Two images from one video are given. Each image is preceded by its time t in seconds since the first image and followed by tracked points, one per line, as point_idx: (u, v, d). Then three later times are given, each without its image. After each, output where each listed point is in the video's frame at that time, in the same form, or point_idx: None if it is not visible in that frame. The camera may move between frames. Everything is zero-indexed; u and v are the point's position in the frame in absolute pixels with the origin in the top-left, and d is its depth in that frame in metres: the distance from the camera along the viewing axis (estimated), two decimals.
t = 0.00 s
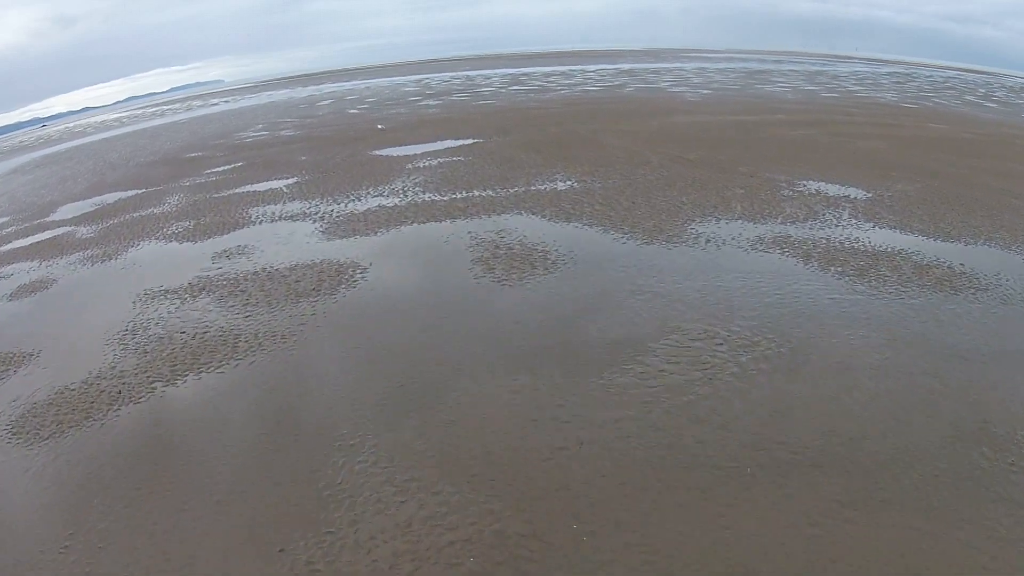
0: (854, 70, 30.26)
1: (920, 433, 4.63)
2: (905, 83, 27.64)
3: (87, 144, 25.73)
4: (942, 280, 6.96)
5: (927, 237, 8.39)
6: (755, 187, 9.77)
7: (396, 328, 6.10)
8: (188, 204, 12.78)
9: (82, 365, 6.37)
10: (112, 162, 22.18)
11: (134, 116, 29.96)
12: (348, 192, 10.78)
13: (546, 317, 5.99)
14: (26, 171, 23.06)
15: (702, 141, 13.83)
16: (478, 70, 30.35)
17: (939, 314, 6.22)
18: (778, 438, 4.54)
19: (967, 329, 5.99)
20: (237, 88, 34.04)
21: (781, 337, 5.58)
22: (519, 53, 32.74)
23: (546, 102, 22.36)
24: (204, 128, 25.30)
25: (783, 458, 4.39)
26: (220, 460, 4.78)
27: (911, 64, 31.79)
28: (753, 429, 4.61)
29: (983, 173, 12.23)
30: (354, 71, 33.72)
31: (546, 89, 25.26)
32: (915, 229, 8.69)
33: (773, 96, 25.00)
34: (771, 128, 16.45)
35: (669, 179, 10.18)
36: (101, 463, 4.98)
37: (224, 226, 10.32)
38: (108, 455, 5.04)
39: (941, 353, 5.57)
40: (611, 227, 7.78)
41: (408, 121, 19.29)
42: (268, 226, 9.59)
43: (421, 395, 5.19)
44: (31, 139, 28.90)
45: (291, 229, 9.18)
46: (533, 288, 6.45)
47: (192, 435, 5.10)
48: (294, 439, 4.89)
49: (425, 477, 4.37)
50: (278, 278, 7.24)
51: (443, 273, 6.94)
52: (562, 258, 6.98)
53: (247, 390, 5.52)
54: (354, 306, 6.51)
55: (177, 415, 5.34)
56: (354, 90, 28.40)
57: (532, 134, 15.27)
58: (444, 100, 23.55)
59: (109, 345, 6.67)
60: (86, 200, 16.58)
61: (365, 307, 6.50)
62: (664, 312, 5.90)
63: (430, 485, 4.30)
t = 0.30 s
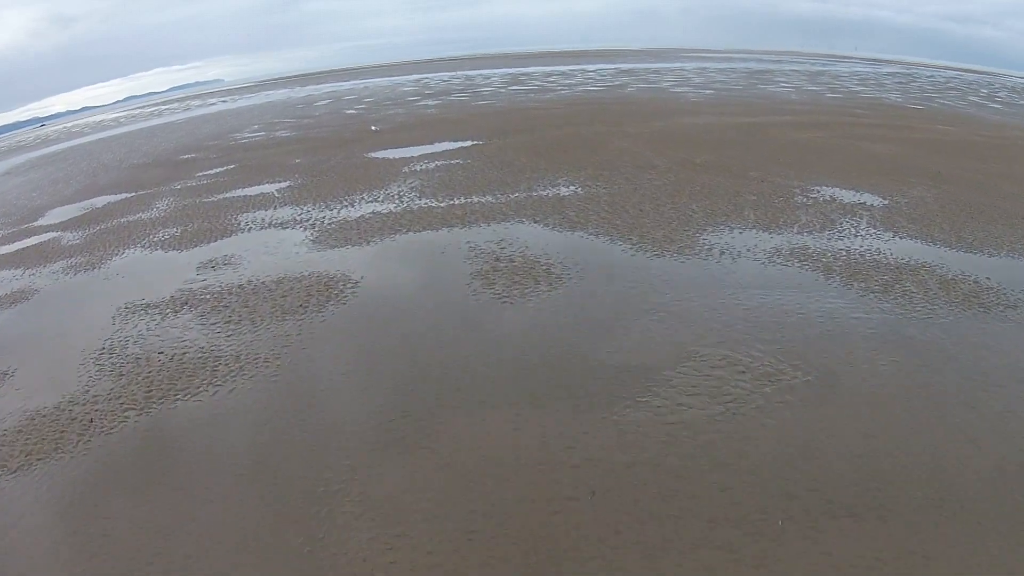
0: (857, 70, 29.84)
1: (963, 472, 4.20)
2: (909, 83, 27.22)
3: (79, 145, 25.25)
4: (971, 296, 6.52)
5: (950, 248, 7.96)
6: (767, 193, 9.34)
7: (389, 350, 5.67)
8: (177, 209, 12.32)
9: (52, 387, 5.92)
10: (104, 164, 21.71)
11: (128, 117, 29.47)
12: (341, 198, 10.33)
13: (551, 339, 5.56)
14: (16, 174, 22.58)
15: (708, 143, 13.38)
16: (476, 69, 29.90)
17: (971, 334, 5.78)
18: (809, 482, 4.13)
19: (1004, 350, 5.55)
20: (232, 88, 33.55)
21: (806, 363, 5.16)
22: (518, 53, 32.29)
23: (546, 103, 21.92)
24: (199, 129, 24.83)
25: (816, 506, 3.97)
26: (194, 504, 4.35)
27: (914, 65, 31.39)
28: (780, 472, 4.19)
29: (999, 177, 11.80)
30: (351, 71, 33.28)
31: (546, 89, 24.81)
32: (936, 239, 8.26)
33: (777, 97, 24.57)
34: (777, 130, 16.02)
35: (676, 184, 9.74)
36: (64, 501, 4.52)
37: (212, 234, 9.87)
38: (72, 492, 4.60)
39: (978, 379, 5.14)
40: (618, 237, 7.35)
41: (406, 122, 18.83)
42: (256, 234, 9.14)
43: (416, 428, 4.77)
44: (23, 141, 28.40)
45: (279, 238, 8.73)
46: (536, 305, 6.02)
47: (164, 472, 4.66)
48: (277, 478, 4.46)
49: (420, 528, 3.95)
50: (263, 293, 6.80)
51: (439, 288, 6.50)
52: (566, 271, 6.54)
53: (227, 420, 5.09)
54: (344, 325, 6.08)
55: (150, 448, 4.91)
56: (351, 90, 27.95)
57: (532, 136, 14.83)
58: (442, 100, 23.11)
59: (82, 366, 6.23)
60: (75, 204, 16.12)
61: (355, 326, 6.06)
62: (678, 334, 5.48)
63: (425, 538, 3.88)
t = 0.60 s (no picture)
0: (860, 70, 29.40)
1: None
2: (914, 84, 26.78)
3: (70, 146, 24.71)
4: (1004, 316, 6.06)
5: (976, 261, 7.50)
6: (780, 202, 8.88)
7: (379, 380, 5.20)
8: (164, 215, 11.84)
9: (14, 417, 5.47)
10: (94, 167, 21.19)
11: (121, 118, 28.94)
12: (332, 206, 9.83)
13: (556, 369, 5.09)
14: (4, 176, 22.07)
15: (715, 147, 12.90)
16: (474, 70, 29.43)
17: (1009, 360, 5.33)
18: (851, 545, 3.65)
19: None
20: (227, 88, 33.04)
21: (837, 401, 4.69)
22: (517, 53, 31.81)
23: (546, 104, 21.42)
24: (192, 131, 24.32)
25: (858, 572, 3.52)
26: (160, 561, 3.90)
27: (917, 67, 30.99)
28: (817, 533, 3.72)
29: (1017, 183, 11.35)
30: (347, 72, 32.78)
31: (545, 90, 24.32)
32: (960, 251, 7.81)
33: (781, 98, 24.11)
34: (784, 133, 15.53)
35: (685, 192, 9.25)
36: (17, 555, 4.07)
37: (197, 243, 9.38)
38: (26, 545, 4.13)
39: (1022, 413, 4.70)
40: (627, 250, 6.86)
41: (402, 124, 18.35)
42: (241, 244, 8.68)
43: (407, 474, 4.30)
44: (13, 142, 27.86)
45: (265, 249, 8.27)
46: (538, 329, 5.55)
47: (129, 523, 4.20)
48: (252, 535, 3.99)
49: None
50: (245, 313, 6.34)
51: (434, 307, 6.02)
52: (571, 290, 6.05)
53: (201, 459, 4.64)
54: (329, 350, 5.61)
55: (114, 493, 4.45)
56: (347, 91, 27.45)
57: (532, 139, 14.34)
58: (439, 101, 22.62)
59: (49, 393, 5.77)
60: (62, 208, 15.63)
61: (342, 352, 5.59)
62: (695, 366, 5.00)
63: None
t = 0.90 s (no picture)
0: (862, 70, 28.97)
1: None
2: (918, 84, 26.34)
3: (61, 150, 24.21)
4: None
5: (1006, 275, 7.03)
6: (794, 211, 8.41)
7: (365, 411, 4.72)
8: (150, 223, 11.37)
9: None
10: (83, 170, 20.69)
11: (113, 120, 28.44)
12: (322, 214, 9.34)
13: (562, 400, 4.59)
14: None
15: (721, 150, 12.43)
16: (471, 70, 28.96)
17: None
18: None
19: None
20: (222, 90, 32.54)
21: (875, 443, 4.23)
22: (515, 53, 31.34)
23: (545, 105, 20.95)
24: (184, 133, 23.82)
25: None
26: None
27: (921, 67, 30.56)
28: None
29: None
30: (343, 73, 32.32)
31: (544, 91, 23.84)
32: (988, 264, 7.33)
33: (785, 99, 23.66)
34: (790, 135, 15.06)
35: (694, 200, 8.78)
36: None
37: (180, 255, 8.91)
38: None
39: None
40: (636, 266, 6.39)
41: (397, 126, 17.87)
42: (225, 257, 8.23)
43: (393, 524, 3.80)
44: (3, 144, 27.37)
45: (248, 262, 7.81)
46: (541, 355, 5.05)
47: None
48: None
49: None
50: (224, 337, 5.89)
51: (427, 329, 5.54)
52: (576, 310, 5.57)
53: (168, 508, 4.17)
54: (311, 377, 5.14)
55: (72, 548, 3.98)
56: (342, 92, 26.97)
57: (532, 143, 13.88)
58: (436, 102, 22.14)
59: (11, 425, 5.32)
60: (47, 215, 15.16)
61: (325, 379, 5.11)
62: (716, 400, 4.53)
63: None
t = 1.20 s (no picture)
0: (865, 71, 28.56)
1: None
2: (923, 85, 25.91)
3: (50, 150, 23.68)
4: None
5: None
6: (809, 224, 7.96)
7: (350, 450, 4.28)
8: (133, 230, 10.88)
9: None
10: (72, 172, 20.17)
11: (104, 120, 27.91)
12: (310, 222, 8.85)
13: (567, 442, 4.16)
14: None
15: (727, 154, 11.97)
16: (468, 70, 28.48)
17: None
18: None
19: None
20: (216, 89, 32.03)
21: (917, 497, 3.80)
22: (514, 53, 30.85)
23: (544, 106, 20.46)
24: (175, 133, 23.30)
25: None
26: None
27: (924, 69, 30.15)
28: None
29: None
30: (338, 73, 31.81)
31: (543, 91, 23.34)
32: (1017, 281, 6.89)
33: (789, 100, 23.21)
34: (798, 139, 14.61)
35: (703, 209, 8.31)
36: None
37: (161, 267, 8.43)
38: None
39: None
40: (645, 284, 5.92)
41: (393, 127, 17.37)
42: (205, 269, 7.76)
43: None
44: None
45: (228, 275, 7.35)
46: (544, 388, 4.60)
47: None
48: None
49: None
50: (198, 363, 5.46)
51: (418, 355, 5.07)
52: (581, 337, 5.11)
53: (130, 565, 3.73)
54: (290, 411, 4.70)
55: None
56: (337, 92, 26.46)
57: (531, 146, 13.40)
58: (433, 103, 21.65)
59: None
60: (30, 219, 14.65)
61: (306, 413, 4.66)
62: (738, 447, 4.09)
63: None
